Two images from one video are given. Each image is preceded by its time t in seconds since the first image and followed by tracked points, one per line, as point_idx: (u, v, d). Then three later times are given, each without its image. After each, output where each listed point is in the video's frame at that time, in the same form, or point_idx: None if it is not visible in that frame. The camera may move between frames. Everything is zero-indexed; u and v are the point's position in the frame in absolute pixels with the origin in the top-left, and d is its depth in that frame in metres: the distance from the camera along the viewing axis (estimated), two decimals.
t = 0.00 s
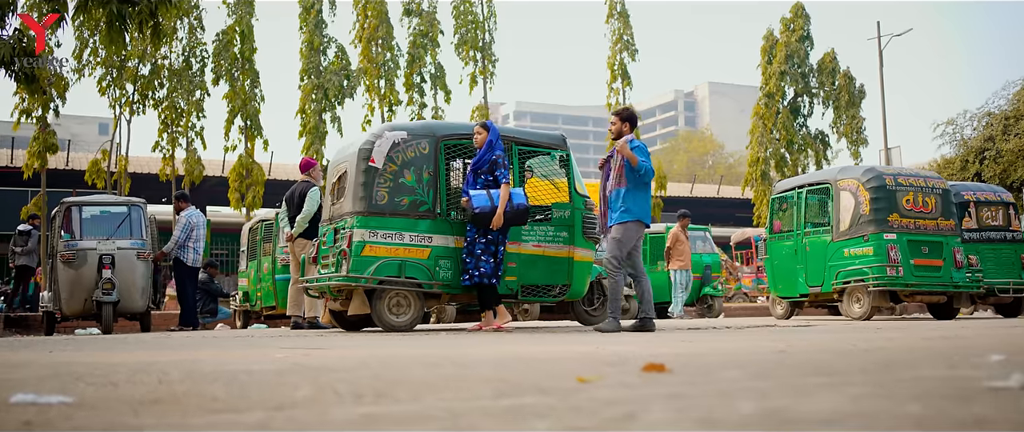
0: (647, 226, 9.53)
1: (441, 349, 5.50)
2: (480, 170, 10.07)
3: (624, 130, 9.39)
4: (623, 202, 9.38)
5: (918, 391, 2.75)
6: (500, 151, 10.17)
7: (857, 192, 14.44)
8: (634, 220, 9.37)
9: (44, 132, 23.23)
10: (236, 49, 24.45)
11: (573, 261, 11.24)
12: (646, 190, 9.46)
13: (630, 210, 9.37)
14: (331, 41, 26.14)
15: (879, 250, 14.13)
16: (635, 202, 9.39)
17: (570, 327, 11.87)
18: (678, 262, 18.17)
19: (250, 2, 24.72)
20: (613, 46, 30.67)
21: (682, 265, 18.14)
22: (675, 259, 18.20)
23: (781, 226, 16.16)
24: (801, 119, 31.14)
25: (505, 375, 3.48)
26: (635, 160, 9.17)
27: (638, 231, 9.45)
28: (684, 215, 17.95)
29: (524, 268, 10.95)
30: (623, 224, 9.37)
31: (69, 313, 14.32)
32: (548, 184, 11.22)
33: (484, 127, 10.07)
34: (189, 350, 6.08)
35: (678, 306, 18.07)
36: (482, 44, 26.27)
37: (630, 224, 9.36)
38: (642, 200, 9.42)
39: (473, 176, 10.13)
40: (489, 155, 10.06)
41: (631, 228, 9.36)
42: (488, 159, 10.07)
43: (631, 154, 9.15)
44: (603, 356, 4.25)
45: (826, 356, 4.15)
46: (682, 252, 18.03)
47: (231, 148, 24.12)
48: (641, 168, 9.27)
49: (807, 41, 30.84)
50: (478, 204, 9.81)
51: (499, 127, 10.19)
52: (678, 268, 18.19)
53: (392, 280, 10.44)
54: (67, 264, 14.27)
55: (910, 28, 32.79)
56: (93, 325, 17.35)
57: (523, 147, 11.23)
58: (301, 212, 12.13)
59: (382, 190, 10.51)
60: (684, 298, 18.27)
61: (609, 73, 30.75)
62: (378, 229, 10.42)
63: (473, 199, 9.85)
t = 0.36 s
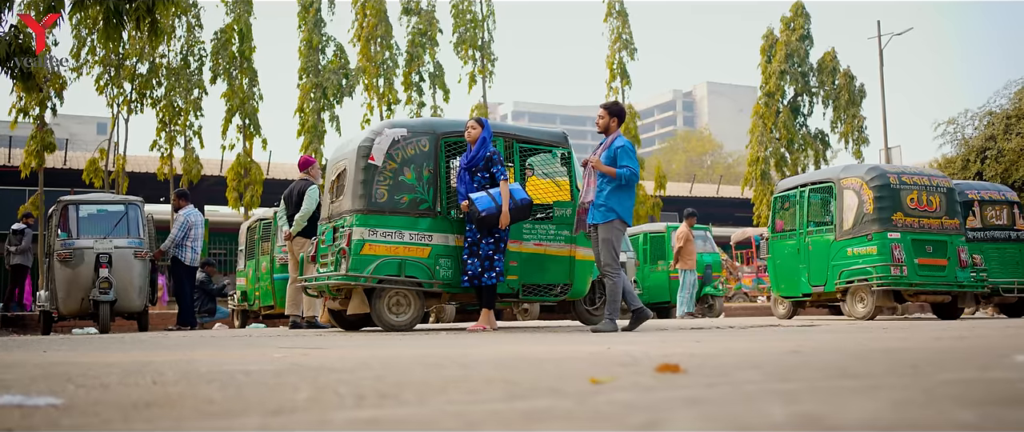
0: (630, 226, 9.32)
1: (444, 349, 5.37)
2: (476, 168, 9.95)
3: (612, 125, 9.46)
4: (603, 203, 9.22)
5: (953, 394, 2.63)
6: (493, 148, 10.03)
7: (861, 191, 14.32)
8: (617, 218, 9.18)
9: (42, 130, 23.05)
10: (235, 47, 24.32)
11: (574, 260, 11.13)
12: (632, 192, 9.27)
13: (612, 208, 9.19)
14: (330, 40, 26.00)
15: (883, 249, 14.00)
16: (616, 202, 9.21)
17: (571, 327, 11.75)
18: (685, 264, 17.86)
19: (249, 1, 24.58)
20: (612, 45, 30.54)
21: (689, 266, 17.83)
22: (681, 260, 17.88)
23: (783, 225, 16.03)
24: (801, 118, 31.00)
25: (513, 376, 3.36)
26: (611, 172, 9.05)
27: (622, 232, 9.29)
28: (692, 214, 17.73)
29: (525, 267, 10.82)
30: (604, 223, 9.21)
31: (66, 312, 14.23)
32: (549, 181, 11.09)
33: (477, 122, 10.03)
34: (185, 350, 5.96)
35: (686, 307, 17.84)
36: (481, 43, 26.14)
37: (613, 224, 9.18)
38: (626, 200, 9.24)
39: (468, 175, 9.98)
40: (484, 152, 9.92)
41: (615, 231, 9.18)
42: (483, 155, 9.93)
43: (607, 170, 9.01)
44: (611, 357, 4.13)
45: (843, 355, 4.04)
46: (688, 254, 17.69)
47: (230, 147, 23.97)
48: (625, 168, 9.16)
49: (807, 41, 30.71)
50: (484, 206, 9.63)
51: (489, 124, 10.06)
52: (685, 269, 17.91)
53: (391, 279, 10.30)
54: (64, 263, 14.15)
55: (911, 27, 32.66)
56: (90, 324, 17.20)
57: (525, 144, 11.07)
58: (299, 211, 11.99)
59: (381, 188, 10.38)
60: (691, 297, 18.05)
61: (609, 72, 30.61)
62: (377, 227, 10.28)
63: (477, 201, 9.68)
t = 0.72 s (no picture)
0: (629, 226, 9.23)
1: (452, 351, 5.27)
2: (481, 166, 9.81)
3: (608, 123, 9.35)
4: (603, 204, 9.10)
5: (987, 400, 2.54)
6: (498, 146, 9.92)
7: (871, 191, 14.19)
8: (618, 219, 9.09)
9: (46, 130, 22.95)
10: (240, 47, 24.23)
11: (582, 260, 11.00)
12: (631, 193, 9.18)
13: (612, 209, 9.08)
14: (334, 40, 25.91)
15: (894, 249, 13.86)
16: (617, 203, 9.10)
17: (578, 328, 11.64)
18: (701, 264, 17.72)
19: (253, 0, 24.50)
20: (617, 44, 30.41)
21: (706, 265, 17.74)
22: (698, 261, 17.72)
23: (792, 225, 15.90)
24: (807, 118, 30.83)
25: (527, 380, 3.27)
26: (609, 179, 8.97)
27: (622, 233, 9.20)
28: (709, 215, 17.70)
29: (532, 266, 10.70)
30: (606, 224, 9.10)
31: (70, 313, 14.08)
32: (556, 181, 10.98)
33: (482, 120, 9.80)
34: (189, 351, 5.86)
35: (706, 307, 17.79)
36: (486, 43, 26.02)
37: (614, 224, 9.08)
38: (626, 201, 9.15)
39: (472, 172, 9.84)
40: (490, 150, 9.82)
41: (617, 233, 9.08)
42: (489, 153, 9.82)
43: (604, 177, 8.92)
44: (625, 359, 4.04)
45: (864, 358, 3.94)
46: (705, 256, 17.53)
47: (235, 147, 23.87)
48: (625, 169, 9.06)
49: (813, 40, 30.54)
50: (490, 201, 9.47)
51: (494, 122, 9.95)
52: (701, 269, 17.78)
53: (397, 279, 10.18)
54: (67, 263, 14.03)
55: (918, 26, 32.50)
56: (94, 325, 17.11)
57: (531, 143, 10.96)
58: (304, 210, 11.88)
59: (387, 187, 10.27)
60: (708, 295, 18.00)
61: (614, 71, 30.47)
62: (382, 227, 10.18)
63: (483, 195, 9.51)
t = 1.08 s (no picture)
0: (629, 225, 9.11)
1: (463, 353, 5.16)
2: (487, 166, 9.70)
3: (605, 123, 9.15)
4: (604, 204, 8.96)
5: None
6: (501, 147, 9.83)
7: (885, 190, 14.02)
8: (619, 219, 8.96)
9: (56, 132, 22.92)
10: (249, 48, 24.16)
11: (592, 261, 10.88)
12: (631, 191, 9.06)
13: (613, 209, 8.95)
14: (344, 41, 25.84)
15: (909, 249, 13.70)
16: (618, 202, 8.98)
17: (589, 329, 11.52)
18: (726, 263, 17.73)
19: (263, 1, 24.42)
20: (628, 44, 30.27)
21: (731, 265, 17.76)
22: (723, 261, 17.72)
23: (805, 225, 15.74)
24: (818, 118, 30.61)
25: (540, 383, 3.15)
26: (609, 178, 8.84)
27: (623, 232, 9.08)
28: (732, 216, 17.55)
29: (543, 267, 10.58)
30: (607, 225, 8.98)
31: (79, 315, 14.04)
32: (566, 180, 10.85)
33: (483, 119, 9.65)
34: (194, 353, 5.76)
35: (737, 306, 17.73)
36: (496, 43, 25.90)
37: (614, 224, 8.96)
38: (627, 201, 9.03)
39: (479, 173, 9.73)
40: (495, 150, 9.72)
41: (619, 233, 8.96)
42: (494, 153, 9.72)
43: (604, 176, 8.81)
44: (640, 361, 3.92)
45: (889, 360, 3.82)
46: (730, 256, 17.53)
47: (245, 148, 23.80)
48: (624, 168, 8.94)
49: (825, 39, 30.33)
50: (503, 201, 9.35)
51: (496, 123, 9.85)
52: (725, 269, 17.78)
53: (406, 280, 10.07)
54: (76, 265, 13.98)
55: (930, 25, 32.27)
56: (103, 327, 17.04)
57: (542, 142, 10.81)
58: (313, 211, 11.78)
59: (396, 187, 10.17)
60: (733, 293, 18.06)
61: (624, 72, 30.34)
62: (392, 227, 10.08)
63: (495, 196, 9.39)
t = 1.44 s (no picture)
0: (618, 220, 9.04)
1: (465, 352, 5.07)
2: (481, 163, 9.62)
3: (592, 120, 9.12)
4: (594, 200, 8.88)
5: None
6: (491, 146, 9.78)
7: (890, 189, 13.91)
8: (608, 215, 8.89)
9: (56, 131, 22.82)
10: (251, 47, 24.06)
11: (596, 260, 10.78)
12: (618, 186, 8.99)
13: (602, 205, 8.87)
14: (345, 40, 25.75)
15: (914, 248, 13.59)
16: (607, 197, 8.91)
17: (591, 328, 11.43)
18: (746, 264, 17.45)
19: None
20: (630, 43, 30.17)
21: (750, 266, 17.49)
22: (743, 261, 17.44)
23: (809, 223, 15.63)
24: (820, 117, 30.49)
25: (546, 384, 3.06)
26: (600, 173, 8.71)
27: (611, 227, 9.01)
28: (752, 216, 17.37)
29: (545, 266, 10.49)
30: (596, 220, 8.88)
31: (78, 314, 13.96)
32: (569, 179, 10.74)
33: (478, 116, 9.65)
34: (192, 352, 5.67)
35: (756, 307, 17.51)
36: (498, 42, 25.80)
37: (603, 220, 8.87)
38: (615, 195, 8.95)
39: (473, 170, 9.62)
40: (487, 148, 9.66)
41: (606, 228, 8.89)
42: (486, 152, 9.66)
43: (594, 172, 8.67)
44: (647, 361, 3.82)
45: (903, 360, 3.72)
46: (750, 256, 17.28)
47: (246, 147, 23.71)
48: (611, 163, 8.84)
49: (827, 38, 30.22)
50: (504, 198, 9.27)
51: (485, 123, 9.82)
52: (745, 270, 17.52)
53: (408, 279, 9.98)
54: (75, 264, 13.89)
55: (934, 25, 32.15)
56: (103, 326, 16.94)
57: (545, 140, 10.70)
58: (313, 209, 11.68)
59: (397, 185, 10.06)
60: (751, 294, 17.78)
61: (627, 71, 30.24)
62: (393, 226, 9.97)
63: (495, 191, 9.30)
